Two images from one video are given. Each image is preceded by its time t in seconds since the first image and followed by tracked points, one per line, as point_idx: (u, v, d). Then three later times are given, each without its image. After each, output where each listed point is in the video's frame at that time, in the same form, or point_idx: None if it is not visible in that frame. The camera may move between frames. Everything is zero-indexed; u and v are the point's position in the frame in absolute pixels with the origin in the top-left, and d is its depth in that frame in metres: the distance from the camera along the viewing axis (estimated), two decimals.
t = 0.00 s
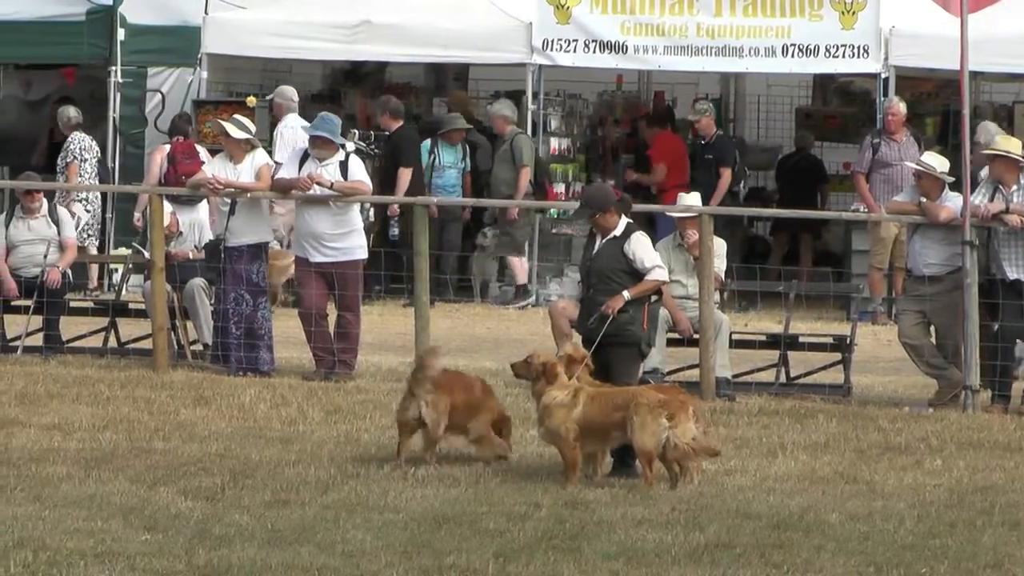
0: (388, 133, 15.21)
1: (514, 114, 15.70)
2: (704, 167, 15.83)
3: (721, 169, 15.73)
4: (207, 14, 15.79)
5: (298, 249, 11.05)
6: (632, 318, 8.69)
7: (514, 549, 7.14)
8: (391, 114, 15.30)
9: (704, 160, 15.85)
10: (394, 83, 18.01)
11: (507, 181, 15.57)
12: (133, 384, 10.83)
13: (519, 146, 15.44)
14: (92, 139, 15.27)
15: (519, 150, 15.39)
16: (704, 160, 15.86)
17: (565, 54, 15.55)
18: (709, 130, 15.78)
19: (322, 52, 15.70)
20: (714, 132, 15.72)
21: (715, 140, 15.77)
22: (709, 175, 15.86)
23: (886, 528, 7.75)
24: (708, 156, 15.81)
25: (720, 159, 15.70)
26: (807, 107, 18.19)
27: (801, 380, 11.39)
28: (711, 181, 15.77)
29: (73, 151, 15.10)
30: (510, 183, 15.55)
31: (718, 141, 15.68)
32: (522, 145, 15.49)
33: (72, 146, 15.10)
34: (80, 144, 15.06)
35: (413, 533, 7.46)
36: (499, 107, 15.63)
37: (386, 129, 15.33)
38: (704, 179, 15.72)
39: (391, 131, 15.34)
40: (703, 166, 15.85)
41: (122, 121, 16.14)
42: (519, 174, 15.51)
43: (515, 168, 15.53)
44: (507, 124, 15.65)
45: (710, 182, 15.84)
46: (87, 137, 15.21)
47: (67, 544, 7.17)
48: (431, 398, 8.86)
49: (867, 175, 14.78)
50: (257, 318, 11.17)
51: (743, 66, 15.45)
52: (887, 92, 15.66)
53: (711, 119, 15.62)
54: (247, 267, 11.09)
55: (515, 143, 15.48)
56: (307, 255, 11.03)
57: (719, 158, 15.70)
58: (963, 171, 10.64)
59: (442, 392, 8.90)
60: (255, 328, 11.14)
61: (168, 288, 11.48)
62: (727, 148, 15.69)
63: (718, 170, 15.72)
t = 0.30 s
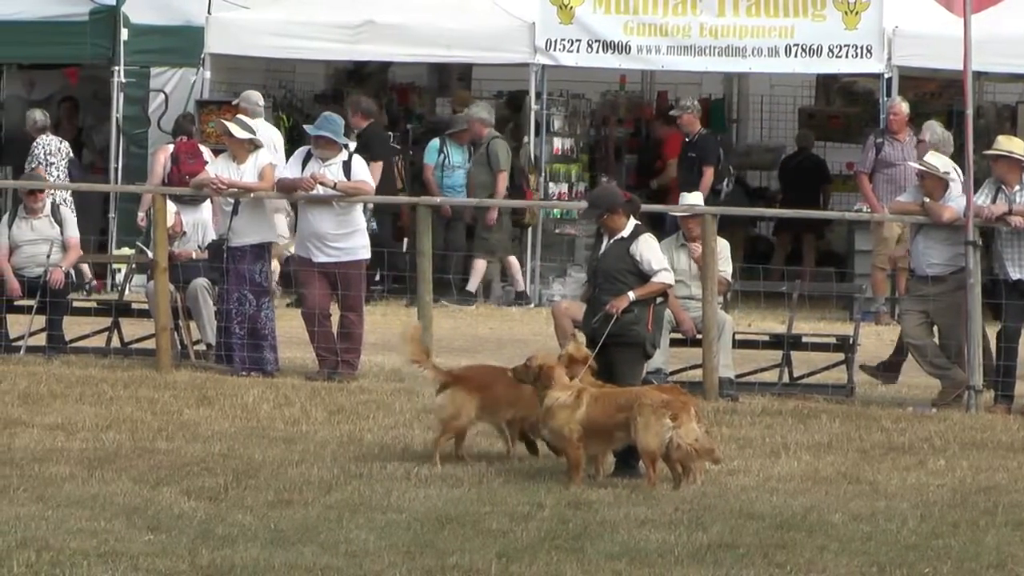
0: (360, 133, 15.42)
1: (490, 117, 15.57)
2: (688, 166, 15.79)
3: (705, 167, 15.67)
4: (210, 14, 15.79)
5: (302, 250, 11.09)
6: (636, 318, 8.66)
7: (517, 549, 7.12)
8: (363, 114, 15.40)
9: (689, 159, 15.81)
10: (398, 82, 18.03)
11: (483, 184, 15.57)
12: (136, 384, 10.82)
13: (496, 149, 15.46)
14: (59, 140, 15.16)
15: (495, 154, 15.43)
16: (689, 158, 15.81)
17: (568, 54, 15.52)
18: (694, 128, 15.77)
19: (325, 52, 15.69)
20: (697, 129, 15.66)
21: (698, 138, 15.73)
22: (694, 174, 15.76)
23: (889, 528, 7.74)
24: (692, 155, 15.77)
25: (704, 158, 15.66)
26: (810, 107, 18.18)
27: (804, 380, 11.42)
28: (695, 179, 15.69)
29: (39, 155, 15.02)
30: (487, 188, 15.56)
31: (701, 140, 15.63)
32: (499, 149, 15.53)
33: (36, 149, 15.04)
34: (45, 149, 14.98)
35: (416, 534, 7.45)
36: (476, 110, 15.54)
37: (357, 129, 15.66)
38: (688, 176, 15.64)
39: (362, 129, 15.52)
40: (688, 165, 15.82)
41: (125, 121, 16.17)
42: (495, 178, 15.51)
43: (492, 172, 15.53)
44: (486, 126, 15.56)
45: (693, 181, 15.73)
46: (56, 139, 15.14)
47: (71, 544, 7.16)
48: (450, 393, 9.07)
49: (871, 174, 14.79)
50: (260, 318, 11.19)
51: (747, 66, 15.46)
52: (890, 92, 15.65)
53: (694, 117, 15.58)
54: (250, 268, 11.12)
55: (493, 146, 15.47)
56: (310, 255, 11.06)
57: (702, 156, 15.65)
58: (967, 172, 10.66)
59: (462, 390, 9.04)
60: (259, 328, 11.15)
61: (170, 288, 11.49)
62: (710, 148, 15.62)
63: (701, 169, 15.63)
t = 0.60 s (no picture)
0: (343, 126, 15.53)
1: (468, 112, 15.54)
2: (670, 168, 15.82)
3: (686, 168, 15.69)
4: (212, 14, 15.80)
5: (304, 250, 11.11)
6: (638, 318, 8.64)
7: (519, 549, 7.11)
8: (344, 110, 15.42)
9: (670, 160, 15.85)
10: (400, 83, 18.05)
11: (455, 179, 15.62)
12: (138, 385, 10.82)
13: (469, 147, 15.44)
14: (38, 136, 15.10)
15: (466, 151, 15.44)
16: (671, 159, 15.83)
17: (570, 54, 15.53)
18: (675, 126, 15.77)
19: (327, 52, 15.69)
20: (677, 131, 15.73)
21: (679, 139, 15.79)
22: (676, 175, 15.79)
23: (892, 528, 7.73)
24: (675, 156, 15.84)
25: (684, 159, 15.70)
26: (812, 108, 18.19)
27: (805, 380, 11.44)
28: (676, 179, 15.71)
29: (15, 151, 14.99)
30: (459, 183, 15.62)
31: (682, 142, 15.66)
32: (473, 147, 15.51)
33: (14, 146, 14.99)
34: (20, 144, 14.93)
35: (418, 534, 7.45)
36: (452, 105, 15.52)
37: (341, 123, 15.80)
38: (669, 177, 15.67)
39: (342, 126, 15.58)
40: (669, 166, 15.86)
41: (127, 121, 16.15)
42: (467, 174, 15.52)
43: (463, 168, 15.56)
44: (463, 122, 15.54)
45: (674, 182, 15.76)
46: (34, 134, 15.10)
47: (73, 544, 7.16)
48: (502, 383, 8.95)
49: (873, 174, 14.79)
50: (262, 318, 11.24)
51: (748, 66, 15.47)
52: (892, 92, 15.65)
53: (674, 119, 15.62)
54: (252, 268, 11.16)
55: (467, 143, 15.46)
56: (313, 255, 11.09)
57: (684, 158, 15.69)
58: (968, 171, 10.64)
59: (511, 380, 8.89)
60: (261, 328, 11.19)
61: (173, 288, 11.51)
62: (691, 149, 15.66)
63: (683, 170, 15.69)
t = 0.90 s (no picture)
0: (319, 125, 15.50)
1: (445, 113, 15.13)
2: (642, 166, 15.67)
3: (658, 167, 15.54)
4: (213, 14, 15.81)
5: (304, 250, 11.11)
6: (638, 319, 8.64)
7: (520, 549, 7.12)
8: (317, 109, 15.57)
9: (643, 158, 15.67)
10: (401, 83, 18.06)
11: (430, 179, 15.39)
12: (139, 385, 10.83)
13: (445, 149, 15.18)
14: (35, 137, 15.11)
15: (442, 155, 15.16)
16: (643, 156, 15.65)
17: (571, 54, 15.54)
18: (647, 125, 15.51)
19: (328, 52, 15.69)
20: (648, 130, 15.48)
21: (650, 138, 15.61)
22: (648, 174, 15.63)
23: (892, 528, 7.73)
24: (646, 154, 15.64)
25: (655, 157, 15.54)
26: (813, 108, 18.19)
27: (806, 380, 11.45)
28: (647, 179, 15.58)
29: (12, 152, 14.99)
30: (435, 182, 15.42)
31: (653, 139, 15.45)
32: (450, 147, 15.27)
33: (11, 145, 14.99)
34: (17, 145, 14.94)
35: (418, 534, 7.44)
36: (429, 107, 15.08)
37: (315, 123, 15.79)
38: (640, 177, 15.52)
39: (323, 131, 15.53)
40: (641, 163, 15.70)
41: (128, 121, 16.16)
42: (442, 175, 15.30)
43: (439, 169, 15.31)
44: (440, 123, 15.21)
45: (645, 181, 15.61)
46: (30, 134, 15.09)
47: (74, 544, 7.15)
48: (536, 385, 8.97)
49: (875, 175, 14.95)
50: (263, 318, 11.24)
51: (750, 66, 15.46)
52: (893, 92, 15.65)
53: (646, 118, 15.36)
54: (253, 268, 11.19)
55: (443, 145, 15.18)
56: (313, 255, 11.08)
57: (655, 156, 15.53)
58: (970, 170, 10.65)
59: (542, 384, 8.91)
60: (263, 328, 11.20)
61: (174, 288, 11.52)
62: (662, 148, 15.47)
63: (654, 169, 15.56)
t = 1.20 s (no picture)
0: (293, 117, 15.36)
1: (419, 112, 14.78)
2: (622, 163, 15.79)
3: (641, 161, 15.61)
4: (213, 14, 15.81)
5: (304, 249, 11.10)
6: (638, 319, 8.63)
7: (520, 549, 7.11)
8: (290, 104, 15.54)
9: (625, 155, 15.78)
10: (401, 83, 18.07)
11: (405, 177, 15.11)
12: (138, 385, 10.83)
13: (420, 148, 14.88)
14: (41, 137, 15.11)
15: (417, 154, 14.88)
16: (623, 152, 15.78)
17: (571, 54, 15.54)
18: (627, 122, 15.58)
19: (328, 52, 15.70)
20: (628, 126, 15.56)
21: (631, 135, 15.72)
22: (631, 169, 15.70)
23: (892, 528, 7.73)
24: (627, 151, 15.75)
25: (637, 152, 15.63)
26: (813, 108, 18.20)
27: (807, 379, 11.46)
28: (631, 174, 15.66)
29: (18, 151, 14.99)
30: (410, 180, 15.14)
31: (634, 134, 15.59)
32: (424, 143, 15.03)
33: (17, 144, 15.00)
34: (23, 144, 14.93)
35: (418, 534, 7.44)
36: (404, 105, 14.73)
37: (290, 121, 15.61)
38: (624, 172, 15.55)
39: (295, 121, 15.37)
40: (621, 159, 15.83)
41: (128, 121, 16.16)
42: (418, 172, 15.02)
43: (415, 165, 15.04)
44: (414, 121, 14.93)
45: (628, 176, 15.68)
46: (37, 134, 15.09)
47: (74, 544, 7.15)
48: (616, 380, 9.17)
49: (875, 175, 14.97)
50: (263, 318, 11.24)
51: (750, 66, 15.46)
52: (893, 93, 15.65)
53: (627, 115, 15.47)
54: (253, 268, 11.18)
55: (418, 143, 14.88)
56: (314, 255, 11.07)
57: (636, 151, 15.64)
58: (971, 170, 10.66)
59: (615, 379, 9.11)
60: (263, 328, 11.21)
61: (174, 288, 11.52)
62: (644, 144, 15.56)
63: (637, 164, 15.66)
